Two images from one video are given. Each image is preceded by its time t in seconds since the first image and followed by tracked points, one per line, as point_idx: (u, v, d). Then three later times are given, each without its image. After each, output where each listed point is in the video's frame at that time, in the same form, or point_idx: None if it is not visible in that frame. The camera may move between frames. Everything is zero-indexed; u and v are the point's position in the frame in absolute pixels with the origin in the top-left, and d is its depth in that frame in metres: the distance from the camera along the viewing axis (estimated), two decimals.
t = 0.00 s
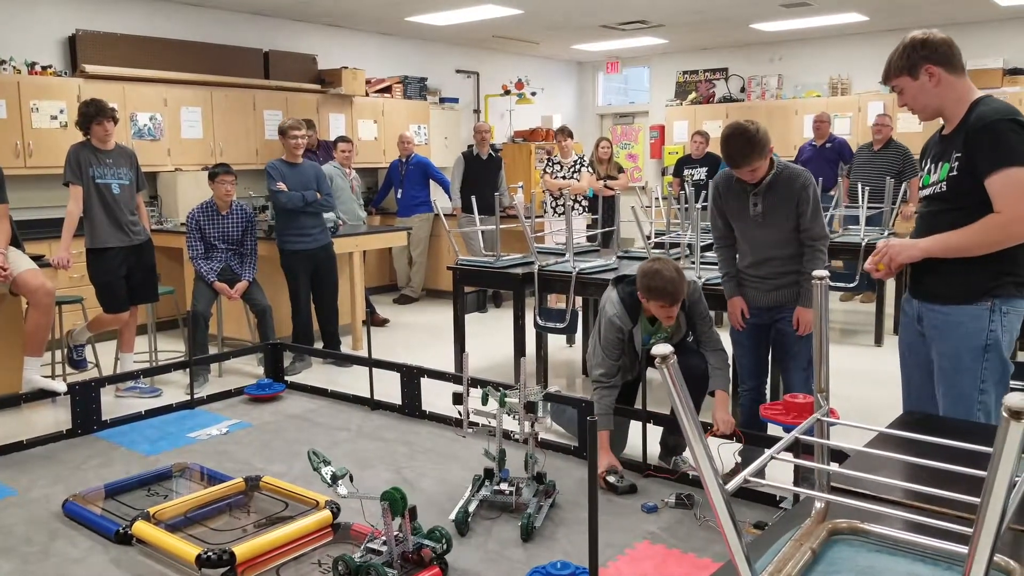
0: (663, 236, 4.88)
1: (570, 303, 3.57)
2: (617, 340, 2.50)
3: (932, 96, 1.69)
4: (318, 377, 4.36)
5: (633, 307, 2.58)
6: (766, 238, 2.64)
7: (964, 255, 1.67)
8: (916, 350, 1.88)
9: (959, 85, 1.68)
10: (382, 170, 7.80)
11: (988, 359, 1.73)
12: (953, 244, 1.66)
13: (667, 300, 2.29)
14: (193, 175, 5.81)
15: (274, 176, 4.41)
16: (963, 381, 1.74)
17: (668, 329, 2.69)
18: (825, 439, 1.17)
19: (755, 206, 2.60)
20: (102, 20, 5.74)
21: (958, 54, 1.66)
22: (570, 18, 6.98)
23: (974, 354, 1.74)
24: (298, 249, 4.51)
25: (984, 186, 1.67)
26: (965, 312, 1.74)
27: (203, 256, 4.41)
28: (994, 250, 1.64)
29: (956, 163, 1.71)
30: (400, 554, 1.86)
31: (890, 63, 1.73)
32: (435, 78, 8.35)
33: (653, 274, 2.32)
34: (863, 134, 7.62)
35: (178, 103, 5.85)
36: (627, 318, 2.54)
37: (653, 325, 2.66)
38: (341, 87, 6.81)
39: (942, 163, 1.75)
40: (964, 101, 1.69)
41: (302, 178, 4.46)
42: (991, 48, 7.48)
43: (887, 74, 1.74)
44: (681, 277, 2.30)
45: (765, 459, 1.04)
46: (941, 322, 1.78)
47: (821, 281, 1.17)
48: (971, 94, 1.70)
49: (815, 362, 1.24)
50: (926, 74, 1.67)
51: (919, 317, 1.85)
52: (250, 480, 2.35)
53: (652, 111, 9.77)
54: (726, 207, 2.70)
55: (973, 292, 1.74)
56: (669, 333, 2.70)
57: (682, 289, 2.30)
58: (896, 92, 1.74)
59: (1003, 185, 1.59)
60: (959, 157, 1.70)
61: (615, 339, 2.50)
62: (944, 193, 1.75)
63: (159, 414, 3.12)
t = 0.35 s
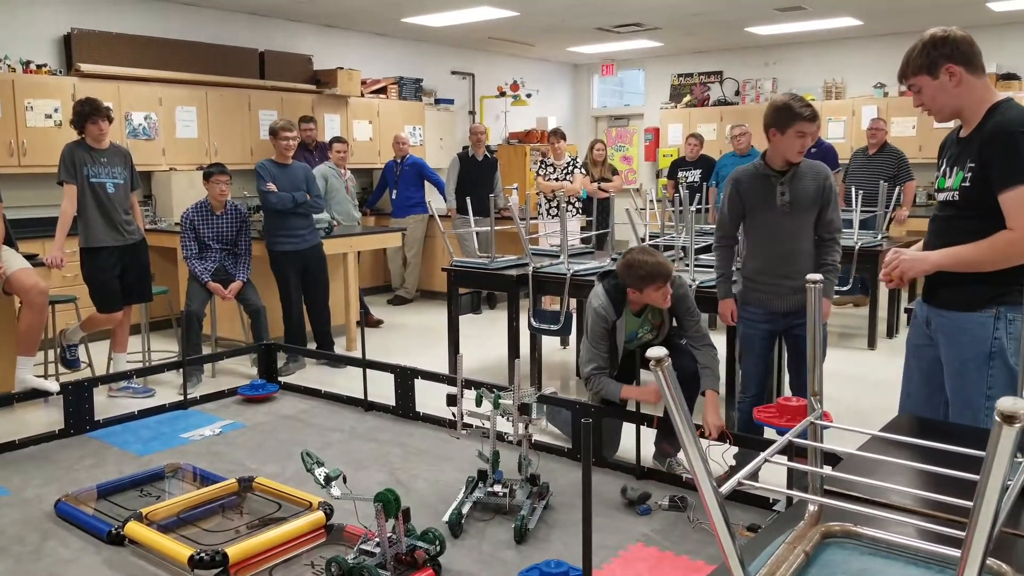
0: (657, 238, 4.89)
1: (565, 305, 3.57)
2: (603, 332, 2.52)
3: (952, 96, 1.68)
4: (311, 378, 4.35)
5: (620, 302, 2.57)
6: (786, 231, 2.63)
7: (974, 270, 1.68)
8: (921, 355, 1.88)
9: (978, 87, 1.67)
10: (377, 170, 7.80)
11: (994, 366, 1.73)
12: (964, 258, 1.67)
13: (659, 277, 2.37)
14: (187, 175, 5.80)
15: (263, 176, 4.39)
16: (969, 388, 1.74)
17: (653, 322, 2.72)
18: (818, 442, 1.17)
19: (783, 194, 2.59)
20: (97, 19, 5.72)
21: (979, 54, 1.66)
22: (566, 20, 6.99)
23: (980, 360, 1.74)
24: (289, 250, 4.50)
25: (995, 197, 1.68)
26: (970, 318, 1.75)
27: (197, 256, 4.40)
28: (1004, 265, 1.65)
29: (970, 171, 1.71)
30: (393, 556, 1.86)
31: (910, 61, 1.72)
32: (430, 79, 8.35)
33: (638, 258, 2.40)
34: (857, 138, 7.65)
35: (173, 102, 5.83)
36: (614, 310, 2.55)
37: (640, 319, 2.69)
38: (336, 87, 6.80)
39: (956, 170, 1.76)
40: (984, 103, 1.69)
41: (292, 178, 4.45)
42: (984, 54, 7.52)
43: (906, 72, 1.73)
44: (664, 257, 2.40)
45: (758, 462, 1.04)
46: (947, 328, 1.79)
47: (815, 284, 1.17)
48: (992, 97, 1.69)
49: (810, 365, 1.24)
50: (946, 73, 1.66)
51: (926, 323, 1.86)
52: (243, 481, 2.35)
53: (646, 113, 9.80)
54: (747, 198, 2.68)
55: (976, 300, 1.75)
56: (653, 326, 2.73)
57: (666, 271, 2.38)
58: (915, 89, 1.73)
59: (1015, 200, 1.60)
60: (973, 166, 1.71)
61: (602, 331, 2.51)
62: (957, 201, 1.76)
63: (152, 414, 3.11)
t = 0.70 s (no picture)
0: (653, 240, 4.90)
1: (562, 307, 3.57)
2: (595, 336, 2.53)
3: (964, 98, 1.68)
4: (308, 381, 4.35)
5: (611, 304, 2.62)
6: (823, 229, 2.62)
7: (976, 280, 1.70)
8: (927, 359, 1.88)
9: (990, 90, 1.67)
10: (373, 172, 7.80)
11: (995, 370, 1.73)
12: (966, 269, 1.69)
13: (641, 297, 2.28)
14: (183, 177, 5.80)
15: (259, 180, 4.39)
16: (971, 391, 1.75)
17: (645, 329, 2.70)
18: (815, 444, 1.18)
19: (823, 192, 2.57)
20: (93, 21, 5.72)
21: (991, 57, 1.65)
22: (562, 22, 7.00)
23: (980, 363, 1.74)
24: (284, 253, 4.50)
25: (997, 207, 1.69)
26: (970, 322, 1.76)
27: (193, 258, 4.40)
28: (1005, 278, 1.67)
29: (974, 180, 1.72)
30: (390, 558, 1.85)
31: (921, 64, 1.72)
32: (427, 81, 8.36)
33: (626, 273, 2.31)
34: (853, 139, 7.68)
35: (169, 105, 5.83)
36: (604, 313, 2.59)
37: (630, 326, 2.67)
38: (333, 89, 6.81)
39: (964, 176, 1.76)
40: (996, 106, 1.68)
41: (287, 181, 4.45)
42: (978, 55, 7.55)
43: (917, 74, 1.73)
44: (653, 275, 2.30)
45: (755, 464, 1.04)
46: (949, 332, 1.80)
47: (811, 287, 1.18)
48: (1006, 99, 1.68)
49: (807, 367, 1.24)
50: (956, 75, 1.66)
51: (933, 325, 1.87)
52: (240, 484, 2.35)
53: (643, 115, 9.82)
54: (785, 197, 2.61)
55: (978, 303, 1.75)
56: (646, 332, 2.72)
57: (653, 288, 2.29)
58: (925, 92, 1.73)
59: (1015, 216, 1.61)
60: (977, 174, 1.71)
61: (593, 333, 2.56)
62: (961, 208, 1.78)
63: (148, 417, 3.10)
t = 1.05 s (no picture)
0: (648, 241, 4.90)
1: (557, 310, 3.56)
2: (594, 347, 2.42)
3: (957, 98, 1.69)
4: (303, 385, 4.33)
5: (614, 313, 2.50)
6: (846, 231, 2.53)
7: (962, 278, 1.70)
8: (920, 359, 1.89)
9: (983, 90, 1.67)
10: (367, 176, 7.79)
11: (980, 368, 1.73)
12: (951, 267, 1.69)
13: (642, 310, 2.26)
14: (177, 182, 5.78)
15: (255, 184, 4.38)
16: (957, 390, 1.75)
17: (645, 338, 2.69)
18: (810, 445, 1.17)
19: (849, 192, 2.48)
20: (86, 26, 5.71)
21: (986, 58, 1.65)
22: (555, 25, 7.00)
23: (964, 363, 1.75)
24: (279, 257, 4.49)
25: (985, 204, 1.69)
26: (954, 322, 1.76)
27: (188, 263, 4.39)
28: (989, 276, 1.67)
29: (965, 178, 1.72)
30: (387, 562, 1.85)
31: (917, 63, 1.74)
32: (421, 84, 8.36)
33: (631, 283, 2.28)
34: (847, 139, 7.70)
35: (163, 110, 5.82)
36: (607, 322, 2.45)
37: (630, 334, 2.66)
38: (326, 93, 6.80)
39: (956, 174, 1.77)
40: (990, 107, 1.68)
41: (283, 185, 4.45)
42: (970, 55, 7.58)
43: (913, 73, 1.75)
44: (658, 288, 2.27)
45: (750, 466, 1.04)
46: (937, 331, 1.80)
47: (804, 287, 1.18)
48: (1000, 100, 1.68)
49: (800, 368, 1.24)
50: (950, 75, 1.68)
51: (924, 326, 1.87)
52: (236, 489, 2.34)
53: (637, 117, 9.83)
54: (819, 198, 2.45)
55: (966, 302, 1.75)
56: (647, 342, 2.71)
57: (656, 300, 2.27)
58: (921, 91, 1.75)
59: (1001, 214, 1.60)
60: (968, 172, 1.71)
61: (593, 344, 2.42)
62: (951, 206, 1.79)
63: (143, 423, 3.09)
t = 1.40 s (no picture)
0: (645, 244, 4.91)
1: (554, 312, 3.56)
2: (600, 356, 2.42)
3: (946, 98, 1.71)
4: (300, 389, 4.33)
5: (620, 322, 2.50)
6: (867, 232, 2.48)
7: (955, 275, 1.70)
8: (915, 360, 1.89)
9: (973, 89, 1.68)
10: (364, 179, 7.79)
11: (974, 367, 1.73)
12: (945, 263, 1.69)
13: (649, 321, 2.27)
14: (173, 186, 5.78)
15: (256, 188, 4.38)
16: (951, 390, 1.75)
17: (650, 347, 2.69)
18: (806, 447, 1.17)
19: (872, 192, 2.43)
20: (82, 31, 5.71)
21: (975, 58, 1.67)
22: (551, 28, 7.01)
23: (958, 362, 1.75)
24: (278, 260, 4.48)
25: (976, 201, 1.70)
26: (948, 322, 1.77)
27: (184, 267, 4.38)
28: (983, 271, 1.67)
29: (955, 176, 1.73)
30: (385, 566, 1.84)
31: (908, 66, 1.76)
32: (417, 87, 8.37)
33: (639, 294, 2.29)
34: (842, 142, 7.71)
35: (159, 114, 5.81)
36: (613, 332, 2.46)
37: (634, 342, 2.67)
38: (323, 97, 6.81)
39: (946, 173, 1.77)
40: (979, 106, 1.69)
41: (284, 188, 4.46)
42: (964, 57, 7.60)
43: (904, 76, 1.77)
44: (666, 300, 2.28)
45: (747, 468, 1.04)
46: (932, 331, 1.81)
47: (800, 290, 1.18)
48: (990, 99, 1.68)
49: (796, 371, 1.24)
50: (939, 76, 1.69)
51: (918, 327, 1.87)
52: (233, 493, 2.33)
53: (633, 119, 9.85)
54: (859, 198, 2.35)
55: (959, 302, 1.75)
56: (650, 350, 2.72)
57: (664, 314, 2.28)
58: (912, 94, 1.77)
59: (991, 207, 1.61)
60: (958, 170, 1.72)
61: (600, 353, 2.42)
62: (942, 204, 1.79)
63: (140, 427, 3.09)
